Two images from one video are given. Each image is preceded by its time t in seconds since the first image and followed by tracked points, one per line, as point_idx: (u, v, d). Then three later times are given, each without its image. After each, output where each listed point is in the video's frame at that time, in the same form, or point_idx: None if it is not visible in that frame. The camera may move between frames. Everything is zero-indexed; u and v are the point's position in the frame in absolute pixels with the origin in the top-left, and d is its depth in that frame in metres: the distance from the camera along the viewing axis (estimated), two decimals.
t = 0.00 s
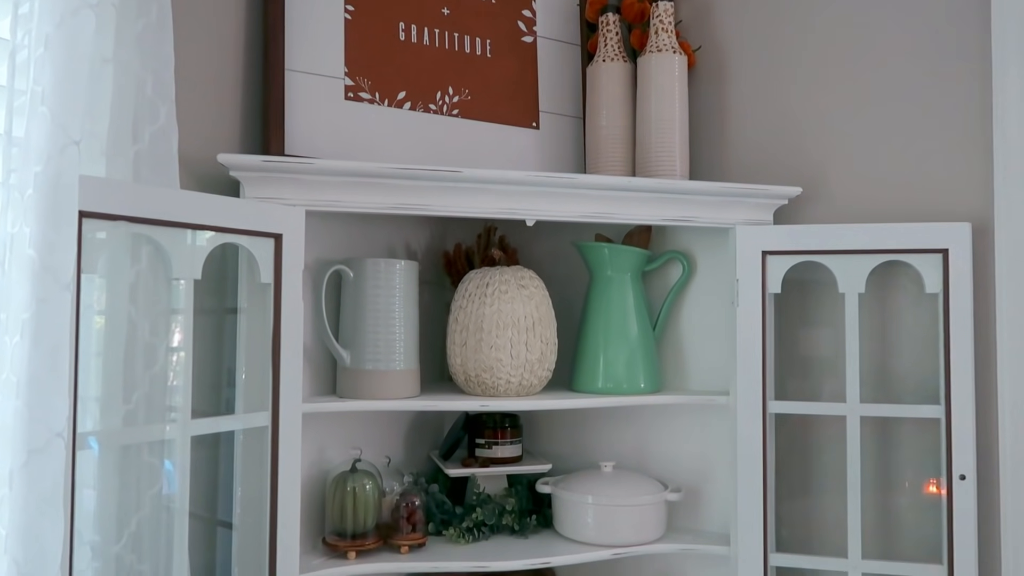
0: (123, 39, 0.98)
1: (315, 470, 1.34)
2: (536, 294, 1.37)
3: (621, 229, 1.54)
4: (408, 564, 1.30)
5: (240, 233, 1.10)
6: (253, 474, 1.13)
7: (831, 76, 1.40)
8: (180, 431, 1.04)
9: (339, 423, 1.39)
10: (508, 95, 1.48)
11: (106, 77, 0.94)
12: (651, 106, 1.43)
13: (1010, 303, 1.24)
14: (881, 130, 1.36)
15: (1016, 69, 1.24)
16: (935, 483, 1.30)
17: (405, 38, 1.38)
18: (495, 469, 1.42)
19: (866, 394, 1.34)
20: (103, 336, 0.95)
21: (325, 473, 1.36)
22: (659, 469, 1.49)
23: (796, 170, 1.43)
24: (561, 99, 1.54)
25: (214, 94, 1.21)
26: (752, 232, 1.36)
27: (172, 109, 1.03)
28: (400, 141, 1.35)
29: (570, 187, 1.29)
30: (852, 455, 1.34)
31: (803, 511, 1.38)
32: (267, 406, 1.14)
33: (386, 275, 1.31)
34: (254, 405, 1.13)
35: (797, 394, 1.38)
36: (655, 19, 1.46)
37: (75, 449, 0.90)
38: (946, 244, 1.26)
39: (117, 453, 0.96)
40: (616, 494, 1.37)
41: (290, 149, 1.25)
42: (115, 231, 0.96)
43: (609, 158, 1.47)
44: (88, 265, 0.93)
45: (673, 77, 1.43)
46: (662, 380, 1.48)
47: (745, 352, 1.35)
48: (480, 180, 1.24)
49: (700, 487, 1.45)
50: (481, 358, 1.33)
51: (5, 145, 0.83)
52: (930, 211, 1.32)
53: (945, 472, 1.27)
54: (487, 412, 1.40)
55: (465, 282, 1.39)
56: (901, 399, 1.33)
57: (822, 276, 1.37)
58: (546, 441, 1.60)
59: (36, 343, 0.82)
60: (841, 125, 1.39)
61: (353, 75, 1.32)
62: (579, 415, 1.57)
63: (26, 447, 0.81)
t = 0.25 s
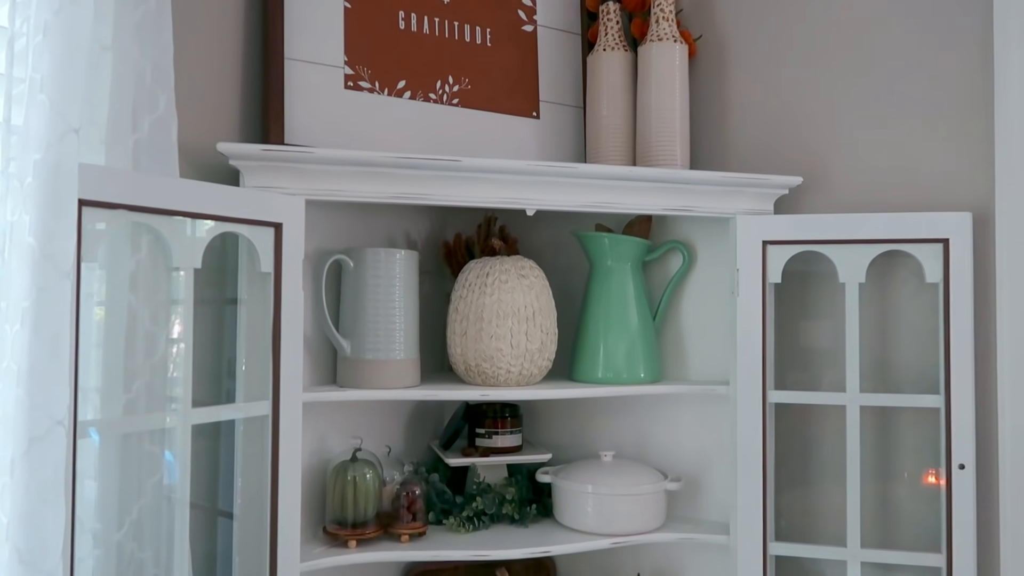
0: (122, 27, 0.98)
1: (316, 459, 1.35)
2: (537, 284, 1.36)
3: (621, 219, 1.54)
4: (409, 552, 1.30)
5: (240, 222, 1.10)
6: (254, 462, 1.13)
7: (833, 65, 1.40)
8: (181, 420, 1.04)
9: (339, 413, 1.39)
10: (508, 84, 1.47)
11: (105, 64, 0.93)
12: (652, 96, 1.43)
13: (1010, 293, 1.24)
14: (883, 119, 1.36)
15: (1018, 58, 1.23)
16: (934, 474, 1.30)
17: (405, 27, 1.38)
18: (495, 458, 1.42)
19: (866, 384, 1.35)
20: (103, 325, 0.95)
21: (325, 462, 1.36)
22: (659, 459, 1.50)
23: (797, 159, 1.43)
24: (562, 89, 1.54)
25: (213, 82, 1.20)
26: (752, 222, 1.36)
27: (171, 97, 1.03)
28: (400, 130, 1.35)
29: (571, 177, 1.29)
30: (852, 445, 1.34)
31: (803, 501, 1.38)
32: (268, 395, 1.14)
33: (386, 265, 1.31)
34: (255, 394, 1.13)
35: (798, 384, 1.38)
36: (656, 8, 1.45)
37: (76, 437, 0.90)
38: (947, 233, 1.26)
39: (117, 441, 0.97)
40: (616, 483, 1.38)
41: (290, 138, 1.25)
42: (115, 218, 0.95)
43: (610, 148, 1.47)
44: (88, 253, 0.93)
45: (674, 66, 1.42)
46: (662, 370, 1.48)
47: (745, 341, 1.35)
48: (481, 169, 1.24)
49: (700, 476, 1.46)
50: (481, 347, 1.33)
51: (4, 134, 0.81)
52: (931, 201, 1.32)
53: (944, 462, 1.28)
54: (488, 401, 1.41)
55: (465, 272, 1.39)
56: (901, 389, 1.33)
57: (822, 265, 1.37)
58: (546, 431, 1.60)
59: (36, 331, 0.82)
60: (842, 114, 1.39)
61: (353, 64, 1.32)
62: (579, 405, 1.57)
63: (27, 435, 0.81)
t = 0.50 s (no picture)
0: (121, 14, 0.97)
1: (316, 449, 1.35)
2: (537, 273, 1.36)
3: (622, 209, 1.54)
4: (409, 541, 1.31)
5: (240, 211, 1.10)
6: (254, 451, 1.14)
7: (834, 54, 1.39)
8: (181, 409, 1.04)
9: (339, 402, 1.39)
10: (508, 74, 1.47)
11: (103, 51, 0.93)
12: (652, 85, 1.42)
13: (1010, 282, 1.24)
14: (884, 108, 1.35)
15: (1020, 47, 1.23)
16: (933, 464, 1.30)
17: (404, 16, 1.37)
18: (495, 448, 1.43)
19: (865, 374, 1.35)
20: (103, 314, 0.95)
21: (325, 452, 1.36)
22: (659, 448, 1.50)
23: (797, 149, 1.43)
24: (562, 78, 1.53)
25: (212, 71, 1.20)
26: (753, 211, 1.36)
27: (171, 86, 1.02)
28: (400, 119, 1.34)
29: (571, 166, 1.29)
30: (852, 435, 1.34)
31: (802, 490, 1.39)
32: (267, 384, 1.14)
33: (386, 255, 1.31)
34: (255, 383, 1.13)
35: (798, 374, 1.38)
36: None
37: (76, 426, 0.90)
38: (948, 223, 1.26)
39: (118, 430, 0.97)
40: (616, 472, 1.38)
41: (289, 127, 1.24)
42: (114, 206, 0.95)
43: (610, 138, 1.46)
44: (88, 241, 0.93)
45: (675, 55, 1.42)
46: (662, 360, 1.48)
47: (745, 331, 1.35)
48: (481, 159, 1.24)
49: (699, 466, 1.46)
50: (481, 337, 1.33)
51: (2, 122, 0.81)
52: (931, 190, 1.32)
53: (943, 451, 1.28)
54: (488, 391, 1.41)
55: (465, 262, 1.39)
56: (901, 378, 1.33)
57: (823, 255, 1.37)
58: (546, 421, 1.60)
59: (36, 319, 0.82)
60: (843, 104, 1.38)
61: (353, 53, 1.31)
62: (579, 395, 1.57)
63: (28, 423, 0.81)
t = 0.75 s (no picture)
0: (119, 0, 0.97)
1: (317, 438, 1.35)
2: (537, 262, 1.36)
3: (622, 198, 1.54)
4: (409, 529, 1.31)
5: (239, 199, 1.09)
6: (254, 439, 1.14)
7: (835, 42, 1.39)
8: (182, 397, 1.04)
9: (339, 391, 1.39)
10: (508, 62, 1.46)
11: (101, 38, 0.92)
12: (653, 73, 1.42)
13: (1010, 272, 1.24)
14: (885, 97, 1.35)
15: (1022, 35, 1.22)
16: (932, 454, 1.31)
17: (404, 4, 1.37)
18: (495, 437, 1.43)
19: (865, 362, 1.35)
20: (102, 302, 0.95)
21: (326, 441, 1.37)
22: (659, 437, 1.50)
23: (798, 138, 1.42)
24: (562, 67, 1.53)
25: (211, 59, 1.20)
26: (753, 200, 1.36)
27: (169, 73, 1.02)
28: (399, 108, 1.34)
29: (571, 154, 1.28)
30: (852, 423, 1.34)
31: (802, 479, 1.39)
32: (267, 372, 1.14)
33: (385, 244, 1.31)
34: (255, 371, 1.13)
35: (798, 363, 1.38)
36: None
37: (76, 413, 0.90)
38: (948, 212, 1.26)
39: (117, 418, 0.97)
40: (616, 461, 1.38)
41: (289, 115, 1.24)
42: (113, 193, 0.95)
43: (610, 126, 1.46)
44: (87, 230, 0.92)
45: (675, 44, 1.41)
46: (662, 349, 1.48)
47: (745, 320, 1.35)
48: (481, 147, 1.24)
49: (699, 455, 1.46)
50: (481, 326, 1.33)
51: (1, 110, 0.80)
52: (932, 179, 1.32)
53: (943, 440, 1.28)
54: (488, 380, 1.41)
55: (465, 251, 1.39)
56: (901, 367, 1.33)
57: (823, 244, 1.37)
58: (546, 410, 1.61)
59: (35, 307, 0.82)
60: (844, 92, 1.38)
61: (352, 41, 1.30)
62: (578, 384, 1.57)
63: (27, 409, 0.81)
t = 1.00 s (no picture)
0: None
1: (317, 425, 1.35)
2: (537, 250, 1.36)
3: (622, 186, 1.53)
4: (410, 515, 1.31)
5: (239, 184, 1.09)
6: (255, 425, 1.14)
7: (837, 28, 1.38)
8: (183, 383, 1.04)
9: (339, 379, 1.39)
10: (508, 49, 1.46)
11: (100, 22, 0.92)
12: (654, 60, 1.41)
13: (1011, 259, 1.24)
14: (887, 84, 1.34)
15: None
16: (931, 443, 1.31)
17: None
18: (495, 424, 1.43)
19: (865, 350, 1.35)
20: (102, 288, 0.95)
21: (326, 428, 1.37)
22: (658, 425, 1.50)
23: (799, 125, 1.42)
24: (563, 53, 1.52)
25: (210, 44, 1.19)
26: (754, 187, 1.35)
27: (168, 57, 1.01)
28: (399, 94, 1.33)
29: (572, 141, 1.28)
30: (851, 411, 1.35)
31: (801, 466, 1.39)
32: (267, 359, 1.14)
33: (385, 230, 1.30)
34: (255, 357, 1.13)
35: (798, 350, 1.38)
36: None
37: (78, 399, 0.91)
38: (949, 199, 1.26)
39: (118, 403, 0.97)
40: (616, 448, 1.39)
41: (288, 101, 1.23)
42: (113, 178, 0.95)
43: (611, 113, 1.45)
44: (87, 213, 0.92)
45: (677, 31, 1.41)
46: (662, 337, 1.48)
47: (746, 307, 1.35)
48: (481, 133, 1.23)
49: (699, 442, 1.46)
50: (482, 314, 1.33)
51: (0, 94, 0.80)
52: (933, 166, 1.31)
53: (942, 426, 1.28)
54: (488, 368, 1.41)
55: (465, 238, 1.39)
56: (901, 355, 1.33)
57: (824, 231, 1.36)
58: (546, 397, 1.61)
59: (35, 292, 0.82)
60: (846, 79, 1.37)
61: (352, 27, 1.30)
62: (578, 372, 1.57)
63: (28, 393, 0.81)
